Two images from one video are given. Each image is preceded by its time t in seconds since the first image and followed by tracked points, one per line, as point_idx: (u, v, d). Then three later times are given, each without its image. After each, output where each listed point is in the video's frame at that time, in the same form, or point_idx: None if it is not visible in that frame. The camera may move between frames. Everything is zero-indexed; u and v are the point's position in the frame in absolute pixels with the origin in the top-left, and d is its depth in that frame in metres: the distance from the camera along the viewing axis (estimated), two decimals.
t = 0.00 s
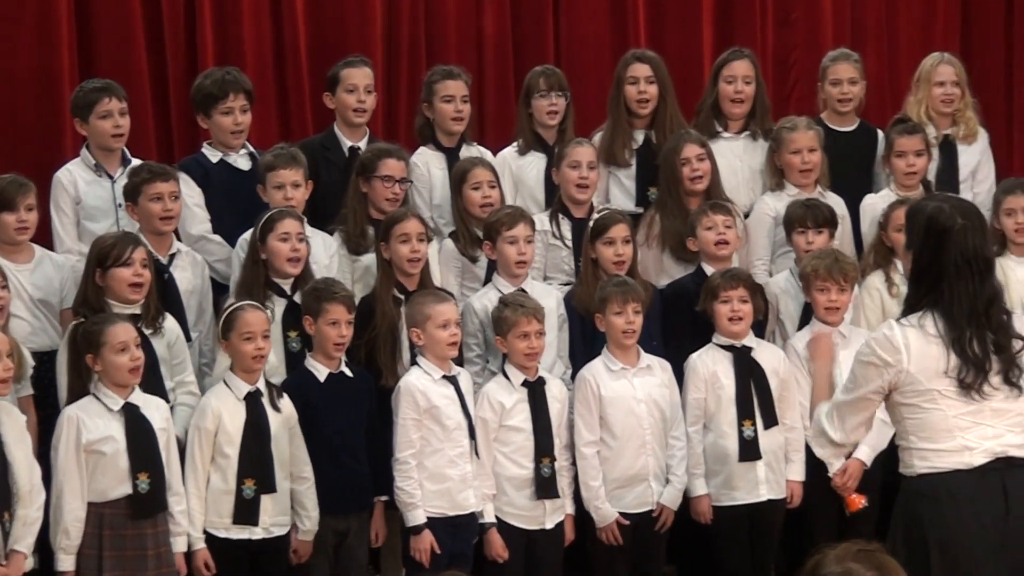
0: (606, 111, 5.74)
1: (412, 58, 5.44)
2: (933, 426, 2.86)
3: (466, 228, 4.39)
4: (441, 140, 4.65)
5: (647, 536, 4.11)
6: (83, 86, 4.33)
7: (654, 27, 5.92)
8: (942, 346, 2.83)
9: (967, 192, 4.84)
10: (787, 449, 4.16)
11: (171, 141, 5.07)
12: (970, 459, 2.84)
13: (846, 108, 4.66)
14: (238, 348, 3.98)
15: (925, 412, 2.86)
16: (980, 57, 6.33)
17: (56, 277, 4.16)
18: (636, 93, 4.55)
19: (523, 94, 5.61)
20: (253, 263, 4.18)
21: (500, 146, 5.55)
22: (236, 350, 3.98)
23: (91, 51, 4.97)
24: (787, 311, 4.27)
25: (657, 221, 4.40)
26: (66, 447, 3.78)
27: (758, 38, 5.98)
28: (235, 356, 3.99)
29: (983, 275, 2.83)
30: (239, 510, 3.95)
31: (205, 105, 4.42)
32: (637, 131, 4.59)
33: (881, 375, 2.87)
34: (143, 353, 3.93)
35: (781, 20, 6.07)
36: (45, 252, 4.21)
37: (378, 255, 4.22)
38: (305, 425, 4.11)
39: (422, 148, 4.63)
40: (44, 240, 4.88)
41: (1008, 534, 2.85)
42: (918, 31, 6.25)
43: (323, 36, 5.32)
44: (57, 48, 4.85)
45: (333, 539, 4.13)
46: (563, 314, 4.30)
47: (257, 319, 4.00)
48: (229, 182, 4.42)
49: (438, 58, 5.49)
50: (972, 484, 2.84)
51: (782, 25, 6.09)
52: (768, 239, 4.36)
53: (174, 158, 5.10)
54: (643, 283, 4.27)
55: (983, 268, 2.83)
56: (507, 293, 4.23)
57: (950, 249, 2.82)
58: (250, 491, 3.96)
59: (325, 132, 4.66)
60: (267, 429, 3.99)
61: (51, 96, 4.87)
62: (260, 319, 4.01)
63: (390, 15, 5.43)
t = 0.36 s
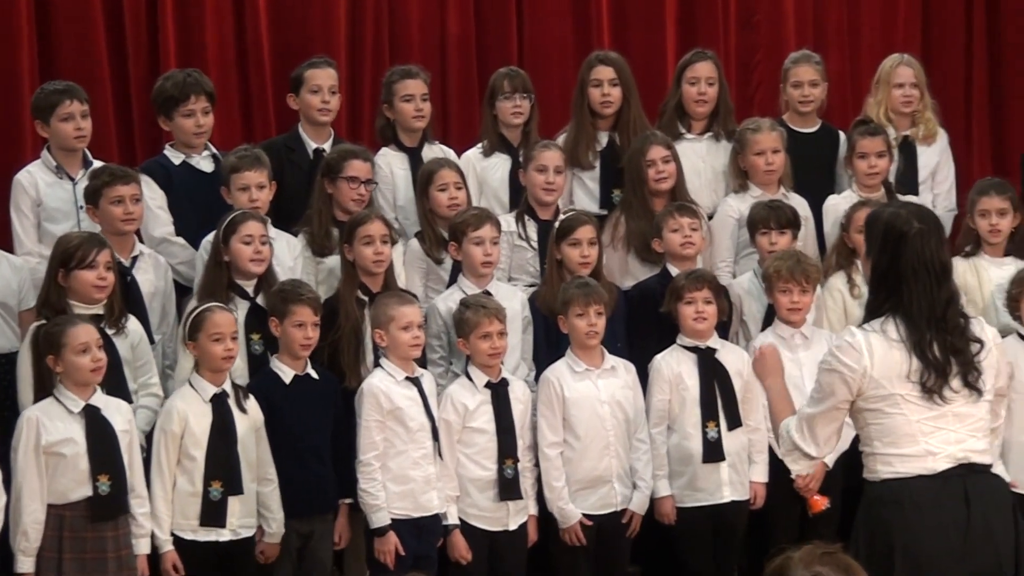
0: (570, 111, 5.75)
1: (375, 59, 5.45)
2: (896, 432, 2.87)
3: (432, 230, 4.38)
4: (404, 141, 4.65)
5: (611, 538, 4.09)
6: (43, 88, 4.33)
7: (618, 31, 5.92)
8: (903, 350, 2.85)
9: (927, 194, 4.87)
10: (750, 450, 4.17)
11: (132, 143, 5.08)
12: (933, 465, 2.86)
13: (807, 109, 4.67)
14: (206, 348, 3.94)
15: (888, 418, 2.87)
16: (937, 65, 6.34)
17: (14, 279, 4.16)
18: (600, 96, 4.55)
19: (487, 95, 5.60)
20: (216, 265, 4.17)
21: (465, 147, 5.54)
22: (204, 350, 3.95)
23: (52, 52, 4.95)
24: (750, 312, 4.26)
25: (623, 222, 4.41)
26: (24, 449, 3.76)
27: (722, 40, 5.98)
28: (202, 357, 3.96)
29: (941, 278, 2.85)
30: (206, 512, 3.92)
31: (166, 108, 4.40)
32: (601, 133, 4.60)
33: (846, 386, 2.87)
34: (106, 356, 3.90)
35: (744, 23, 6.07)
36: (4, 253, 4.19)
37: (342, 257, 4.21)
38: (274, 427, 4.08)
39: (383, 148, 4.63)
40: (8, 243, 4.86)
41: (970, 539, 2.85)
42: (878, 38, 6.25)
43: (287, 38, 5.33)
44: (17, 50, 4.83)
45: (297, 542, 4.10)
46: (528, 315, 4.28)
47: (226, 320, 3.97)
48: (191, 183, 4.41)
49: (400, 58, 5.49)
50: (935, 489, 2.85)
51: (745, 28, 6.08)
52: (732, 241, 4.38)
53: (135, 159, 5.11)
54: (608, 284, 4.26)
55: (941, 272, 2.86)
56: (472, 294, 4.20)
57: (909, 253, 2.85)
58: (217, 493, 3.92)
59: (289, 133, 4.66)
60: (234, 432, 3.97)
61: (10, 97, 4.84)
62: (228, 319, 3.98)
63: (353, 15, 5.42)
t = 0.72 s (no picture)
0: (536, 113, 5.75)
1: (340, 58, 5.45)
2: (854, 414, 2.85)
3: (398, 231, 4.38)
4: (368, 142, 4.65)
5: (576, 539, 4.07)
6: (5, 91, 4.33)
7: (583, 33, 5.92)
8: (872, 336, 2.81)
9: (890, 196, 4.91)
10: (715, 451, 4.18)
11: (95, 145, 5.09)
12: (888, 448, 2.83)
13: (771, 109, 4.70)
14: (173, 349, 3.83)
15: (848, 399, 2.85)
16: (901, 67, 6.36)
17: None
18: (565, 97, 4.56)
19: (452, 96, 5.61)
20: (180, 267, 4.13)
21: (430, 147, 5.57)
22: (171, 351, 3.83)
23: (14, 53, 4.94)
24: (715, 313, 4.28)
25: (589, 223, 4.42)
26: None
27: (686, 43, 5.98)
28: (170, 358, 3.84)
29: (906, 261, 2.83)
30: (175, 513, 3.81)
31: (129, 109, 4.40)
32: (566, 134, 4.61)
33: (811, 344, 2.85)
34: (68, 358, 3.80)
35: (708, 25, 6.08)
36: None
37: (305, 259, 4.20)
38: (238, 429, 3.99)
39: (348, 149, 4.63)
40: None
41: (925, 523, 2.82)
42: (842, 40, 6.25)
43: (251, 39, 5.32)
44: None
45: (263, 543, 4.02)
46: (494, 316, 4.27)
47: (193, 320, 3.86)
48: (153, 184, 4.40)
49: (366, 60, 5.49)
50: (889, 472, 2.83)
51: (709, 30, 6.10)
52: (697, 243, 4.40)
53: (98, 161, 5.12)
54: (573, 285, 4.26)
55: (909, 258, 2.83)
56: (438, 296, 4.18)
57: (876, 238, 2.83)
58: (186, 493, 3.82)
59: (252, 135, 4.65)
60: (202, 431, 3.86)
61: None
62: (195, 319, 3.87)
63: (318, 18, 5.43)
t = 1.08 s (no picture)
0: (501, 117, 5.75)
1: (306, 57, 5.46)
2: (825, 437, 2.74)
3: (366, 231, 4.37)
4: (334, 144, 4.65)
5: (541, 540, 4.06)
6: None
7: (547, 32, 5.93)
8: (836, 356, 2.73)
9: (853, 196, 4.97)
10: (681, 451, 4.18)
11: (59, 144, 5.08)
12: (861, 470, 2.73)
13: (736, 111, 4.75)
14: (141, 351, 3.76)
15: (819, 423, 2.74)
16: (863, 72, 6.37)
17: None
18: (530, 97, 4.57)
19: (417, 95, 5.62)
20: (145, 269, 4.09)
21: (394, 148, 5.57)
22: (139, 353, 3.76)
23: None
24: (680, 315, 4.34)
25: (555, 224, 4.43)
26: None
27: (651, 46, 5.99)
28: (137, 360, 3.77)
29: (874, 283, 2.74)
30: (144, 516, 3.75)
31: (93, 110, 4.39)
32: (531, 135, 4.63)
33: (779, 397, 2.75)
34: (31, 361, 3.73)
35: (673, 24, 6.10)
36: None
37: (270, 260, 4.20)
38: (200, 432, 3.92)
39: (313, 151, 4.62)
40: None
41: (897, 547, 2.73)
42: (806, 40, 6.27)
43: (216, 40, 5.32)
44: None
45: (228, 546, 3.93)
46: (461, 316, 4.26)
47: (159, 322, 3.79)
48: (117, 185, 4.39)
49: (332, 64, 5.51)
50: (864, 497, 2.72)
51: (674, 29, 6.11)
52: (662, 244, 4.46)
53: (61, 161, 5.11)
54: (540, 286, 4.24)
55: (877, 283, 2.74)
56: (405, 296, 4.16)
57: (845, 263, 2.73)
58: (155, 495, 3.77)
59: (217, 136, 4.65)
60: (169, 434, 3.81)
61: None
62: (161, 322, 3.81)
63: (284, 18, 5.44)
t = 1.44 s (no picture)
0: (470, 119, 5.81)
1: (275, 58, 5.49)
2: (792, 432, 2.73)
3: (336, 232, 4.36)
4: (304, 145, 4.65)
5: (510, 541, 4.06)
6: None
7: (518, 36, 5.99)
8: (813, 354, 2.70)
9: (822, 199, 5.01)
10: (651, 452, 4.19)
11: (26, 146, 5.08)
12: (825, 464, 2.72)
13: (705, 114, 4.81)
14: (108, 353, 3.75)
15: (788, 417, 2.73)
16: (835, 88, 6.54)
17: None
18: (500, 97, 4.61)
19: (388, 98, 5.64)
20: (115, 269, 4.05)
21: (365, 150, 5.60)
22: (105, 355, 3.75)
23: None
24: (651, 317, 4.36)
25: (526, 226, 4.44)
26: None
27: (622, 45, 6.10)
28: (104, 361, 3.76)
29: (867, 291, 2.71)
30: (111, 517, 3.74)
31: (62, 110, 4.38)
32: (501, 136, 4.65)
33: (747, 371, 2.72)
34: None
35: (644, 28, 6.21)
36: None
37: (240, 262, 4.17)
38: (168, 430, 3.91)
39: (285, 153, 4.61)
40: None
41: (862, 537, 2.71)
42: (775, 45, 6.39)
43: (185, 42, 5.32)
44: None
45: (197, 548, 3.92)
46: (431, 318, 4.26)
47: (126, 324, 3.79)
48: (86, 186, 4.38)
49: (301, 63, 5.53)
50: (826, 488, 2.71)
51: (644, 34, 6.22)
52: (632, 245, 4.50)
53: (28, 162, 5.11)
54: (510, 287, 4.24)
55: (866, 287, 2.70)
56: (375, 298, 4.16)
57: (835, 265, 2.68)
58: (123, 498, 3.74)
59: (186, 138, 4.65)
60: (137, 437, 3.78)
61: None
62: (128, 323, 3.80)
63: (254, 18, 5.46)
